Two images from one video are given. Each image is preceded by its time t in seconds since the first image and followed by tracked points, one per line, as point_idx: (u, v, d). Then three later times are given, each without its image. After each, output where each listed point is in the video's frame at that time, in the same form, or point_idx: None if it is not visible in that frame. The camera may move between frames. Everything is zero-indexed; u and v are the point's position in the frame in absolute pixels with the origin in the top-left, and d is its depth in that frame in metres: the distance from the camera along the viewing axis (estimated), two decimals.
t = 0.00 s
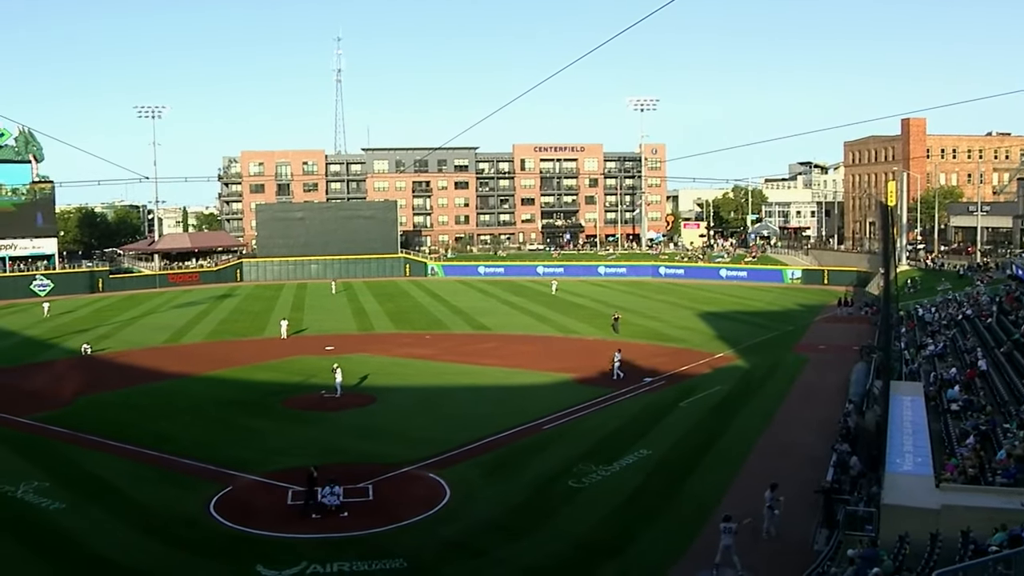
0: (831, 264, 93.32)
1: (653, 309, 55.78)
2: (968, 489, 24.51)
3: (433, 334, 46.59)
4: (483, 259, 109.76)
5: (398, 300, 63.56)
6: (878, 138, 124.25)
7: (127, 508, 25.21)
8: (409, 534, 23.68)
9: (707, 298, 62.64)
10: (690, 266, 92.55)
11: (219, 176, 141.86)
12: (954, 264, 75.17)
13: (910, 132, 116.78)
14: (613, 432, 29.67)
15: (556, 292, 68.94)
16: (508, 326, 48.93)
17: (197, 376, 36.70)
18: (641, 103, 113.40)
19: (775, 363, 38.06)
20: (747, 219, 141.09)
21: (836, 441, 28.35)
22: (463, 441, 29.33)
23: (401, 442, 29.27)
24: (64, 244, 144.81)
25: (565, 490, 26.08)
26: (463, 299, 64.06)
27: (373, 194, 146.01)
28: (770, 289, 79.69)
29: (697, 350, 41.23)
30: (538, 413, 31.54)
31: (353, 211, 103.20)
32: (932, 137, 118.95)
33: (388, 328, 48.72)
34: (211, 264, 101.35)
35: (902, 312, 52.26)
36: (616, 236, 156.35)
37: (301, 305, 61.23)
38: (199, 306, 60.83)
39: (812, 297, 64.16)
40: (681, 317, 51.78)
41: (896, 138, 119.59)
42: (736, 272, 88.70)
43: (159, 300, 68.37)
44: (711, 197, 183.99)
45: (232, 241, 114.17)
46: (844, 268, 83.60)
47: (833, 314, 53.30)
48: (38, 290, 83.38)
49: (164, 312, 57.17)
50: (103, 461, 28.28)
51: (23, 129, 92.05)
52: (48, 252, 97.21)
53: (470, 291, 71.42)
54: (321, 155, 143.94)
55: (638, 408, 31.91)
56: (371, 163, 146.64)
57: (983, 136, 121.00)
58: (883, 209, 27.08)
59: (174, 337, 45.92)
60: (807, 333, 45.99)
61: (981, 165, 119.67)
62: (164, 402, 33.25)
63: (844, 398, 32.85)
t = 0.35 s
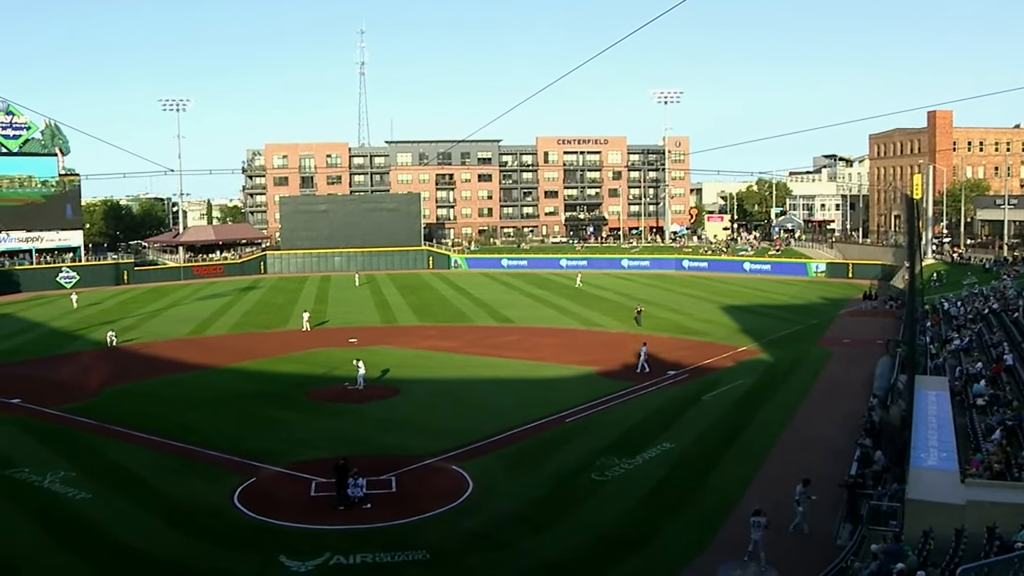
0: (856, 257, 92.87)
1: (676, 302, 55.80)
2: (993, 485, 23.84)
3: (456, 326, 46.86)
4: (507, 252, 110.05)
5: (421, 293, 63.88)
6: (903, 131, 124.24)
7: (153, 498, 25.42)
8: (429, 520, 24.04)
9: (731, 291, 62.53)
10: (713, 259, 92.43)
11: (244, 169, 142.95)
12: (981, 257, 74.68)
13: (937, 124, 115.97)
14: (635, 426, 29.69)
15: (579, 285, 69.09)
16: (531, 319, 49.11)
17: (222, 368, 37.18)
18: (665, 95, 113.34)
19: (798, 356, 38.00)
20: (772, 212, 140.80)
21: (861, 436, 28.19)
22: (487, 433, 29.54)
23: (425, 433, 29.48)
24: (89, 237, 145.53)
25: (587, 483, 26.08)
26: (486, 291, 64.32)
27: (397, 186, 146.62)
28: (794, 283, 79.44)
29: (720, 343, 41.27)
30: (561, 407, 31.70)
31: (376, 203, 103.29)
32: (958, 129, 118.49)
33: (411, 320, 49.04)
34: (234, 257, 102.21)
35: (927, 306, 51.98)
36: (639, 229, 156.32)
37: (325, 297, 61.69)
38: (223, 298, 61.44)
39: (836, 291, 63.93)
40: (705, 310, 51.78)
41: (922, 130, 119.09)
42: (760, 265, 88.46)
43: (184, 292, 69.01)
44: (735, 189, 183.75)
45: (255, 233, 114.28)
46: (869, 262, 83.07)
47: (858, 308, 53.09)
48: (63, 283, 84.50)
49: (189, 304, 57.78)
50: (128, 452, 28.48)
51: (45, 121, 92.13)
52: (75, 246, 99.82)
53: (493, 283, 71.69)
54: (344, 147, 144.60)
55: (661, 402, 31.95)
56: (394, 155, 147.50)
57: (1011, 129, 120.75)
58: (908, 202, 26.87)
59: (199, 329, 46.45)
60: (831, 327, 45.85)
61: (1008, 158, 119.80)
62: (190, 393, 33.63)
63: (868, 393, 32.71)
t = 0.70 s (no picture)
0: (884, 251, 92.14)
1: (702, 296, 55.76)
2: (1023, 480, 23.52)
3: (482, 319, 47.11)
4: (532, 244, 110.30)
5: (447, 285, 64.18)
6: (932, 124, 123.28)
7: (180, 489, 25.61)
8: (455, 512, 24.17)
9: (758, 285, 62.29)
10: (740, 252, 92.18)
11: (271, 162, 144.21)
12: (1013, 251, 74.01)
13: (966, 117, 115.45)
14: (660, 420, 29.72)
15: (606, 278, 69.16)
16: (556, 312, 49.24)
17: (249, 359, 37.59)
18: (691, 88, 113.28)
19: (825, 350, 37.86)
20: (799, 205, 140.41)
21: (888, 431, 27.99)
22: (512, 425, 29.67)
23: (451, 425, 29.64)
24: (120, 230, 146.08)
25: (613, 476, 26.06)
26: (512, 284, 64.49)
27: (423, 179, 147.11)
28: (822, 277, 79.05)
29: (748, 337, 41.18)
30: (586, 400, 31.79)
31: (403, 196, 103.72)
32: (989, 122, 117.56)
33: (437, 312, 49.33)
34: (260, 249, 103.10)
35: (958, 300, 51.51)
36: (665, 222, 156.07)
37: (351, 290, 62.16)
38: (250, 290, 62.08)
39: (864, 285, 63.55)
40: (731, 304, 51.70)
41: (951, 123, 118.45)
42: (787, 259, 88.01)
43: (213, 285, 69.70)
44: (762, 183, 183.14)
45: (282, 226, 114.74)
46: (896, 256, 82.32)
47: (886, 301, 52.70)
48: (92, 274, 86.26)
49: (217, 296, 58.44)
50: (155, 443, 28.74)
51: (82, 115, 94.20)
52: (103, 237, 101.18)
53: (520, 276, 71.87)
54: (370, 141, 145.36)
55: (686, 396, 31.96)
56: (420, 149, 148.96)
57: None
58: (938, 196, 26.59)
59: (226, 321, 46.98)
60: (859, 320, 45.64)
61: None
62: (217, 384, 34.00)
63: (895, 388, 32.54)
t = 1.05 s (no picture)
0: (909, 244, 91.52)
1: (726, 287, 55.67)
2: None
3: (505, 309, 47.26)
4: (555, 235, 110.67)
5: (470, 276, 64.45)
6: (960, 115, 123.02)
7: (204, 478, 25.79)
8: (478, 502, 24.29)
9: (782, 276, 62.11)
10: (763, 244, 91.56)
11: (295, 152, 145.02)
12: None
13: (994, 108, 114.89)
14: (682, 412, 29.69)
15: (629, 269, 69.22)
16: (580, 303, 49.33)
17: (274, 349, 37.90)
18: (716, 78, 112.58)
19: (849, 343, 37.73)
20: (824, 196, 140.10)
21: (912, 424, 27.76)
22: (535, 415, 29.78)
23: (475, 415, 29.77)
24: (143, 219, 149.98)
25: (634, 468, 26.03)
26: (535, 275, 64.66)
27: (445, 170, 146.96)
28: (847, 268, 78.68)
29: (771, 328, 41.11)
30: (609, 391, 31.84)
31: (425, 186, 104.52)
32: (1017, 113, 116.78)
33: (460, 303, 49.54)
34: (284, 239, 103.88)
35: (985, 292, 51.18)
36: (689, 213, 156.05)
37: (374, 280, 62.51)
38: (275, 280, 62.52)
39: (890, 276, 63.25)
40: (755, 295, 51.61)
41: (979, 114, 117.92)
42: (811, 250, 87.56)
43: (238, 275, 70.20)
44: (786, 174, 182.77)
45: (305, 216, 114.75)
46: (922, 248, 81.55)
47: (910, 294, 52.42)
48: (117, 265, 87.17)
49: (241, 286, 58.90)
50: (179, 432, 28.97)
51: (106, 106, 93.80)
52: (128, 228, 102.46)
53: (543, 267, 72.02)
54: (394, 131, 145.75)
55: (709, 388, 31.92)
56: (444, 140, 148.98)
57: None
58: (963, 186, 26.18)
59: (250, 311, 47.37)
60: (883, 312, 45.45)
61: None
62: (241, 373, 34.31)
63: (919, 381, 32.31)
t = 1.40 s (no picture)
0: (929, 237, 91.14)
1: (746, 281, 55.53)
2: None
3: (524, 303, 47.27)
4: (574, 229, 110.94)
5: (489, 269, 64.56)
6: (982, 108, 122.52)
7: (224, 470, 25.92)
8: (497, 495, 24.31)
9: (801, 270, 61.91)
10: (783, 238, 91.49)
11: (313, 145, 145.55)
12: None
13: (1016, 100, 114.35)
14: (700, 406, 29.64)
15: (648, 263, 69.09)
16: (599, 296, 49.30)
17: (293, 342, 38.06)
18: (735, 71, 112.16)
19: (868, 337, 37.55)
20: (844, 190, 139.81)
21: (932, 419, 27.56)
22: (554, 409, 29.81)
23: (494, 409, 29.80)
24: (162, 213, 148.43)
25: (652, 461, 26.01)
26: (554, 268, 64.71)
27: (466, 163, 147.99)
28: (867, 262, 78.33)
29: (790, 322, 41.01)
30: (627, 385, 31.82)
31: (444, 179, 104.20)
32: None
33: (478, 296, 49.63)
34: (303, 232, 104.35)
35: (1007, 287, 50.83)
36: (708, 207, 155.81)
37: (392, 272, 62.69)
38: (294, 273, 62.80)
39: (911, 270, 62.91)
40: (775, 289, 51.46)
41: (1001, 107, 117.35)
42: (830, 244, 87.21)
43: (257, 267, 70.45)
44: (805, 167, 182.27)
45: (324, 210, 114.69)
46: (943, 242, 81.37)
47: (930, 288, 52.14)
48: (137, 257, 87.75)
49: (260, 279, 59.14)
50: (199, 424, 29.14)
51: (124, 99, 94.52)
52: (148, 220, 102.04)
53: (561, 260, 72.13)
54: (413, 124, 145.75)
55: (727, 382, 31.87)
56: (462, 133, 149.35)
57: None
58: (986, 181, 25.99)
59: (270, 303, 47.59)
60: (904, 307, 45.24)
61: None
62: (261, 366, 34.49)
63: (939, 376, 32.12)
